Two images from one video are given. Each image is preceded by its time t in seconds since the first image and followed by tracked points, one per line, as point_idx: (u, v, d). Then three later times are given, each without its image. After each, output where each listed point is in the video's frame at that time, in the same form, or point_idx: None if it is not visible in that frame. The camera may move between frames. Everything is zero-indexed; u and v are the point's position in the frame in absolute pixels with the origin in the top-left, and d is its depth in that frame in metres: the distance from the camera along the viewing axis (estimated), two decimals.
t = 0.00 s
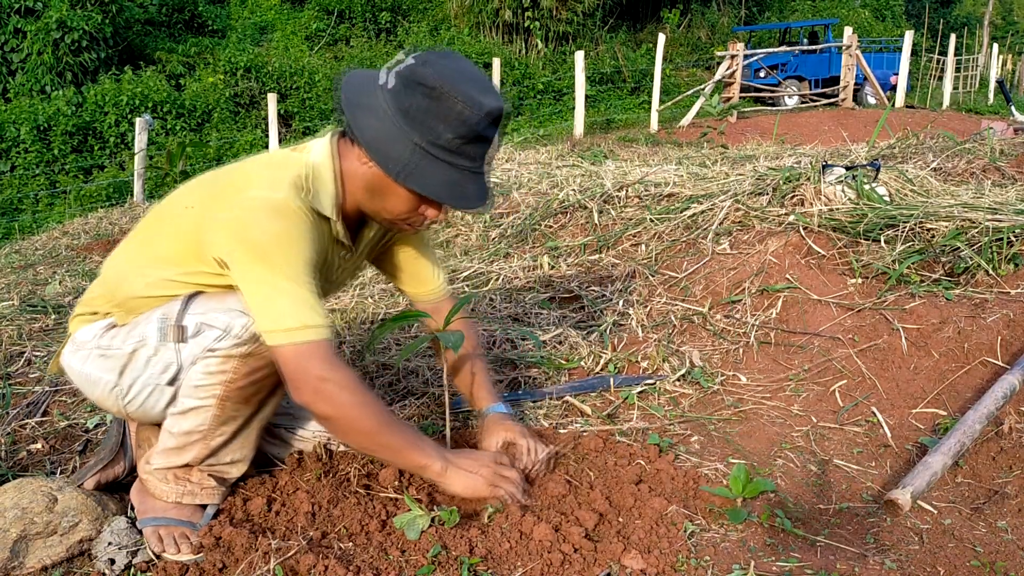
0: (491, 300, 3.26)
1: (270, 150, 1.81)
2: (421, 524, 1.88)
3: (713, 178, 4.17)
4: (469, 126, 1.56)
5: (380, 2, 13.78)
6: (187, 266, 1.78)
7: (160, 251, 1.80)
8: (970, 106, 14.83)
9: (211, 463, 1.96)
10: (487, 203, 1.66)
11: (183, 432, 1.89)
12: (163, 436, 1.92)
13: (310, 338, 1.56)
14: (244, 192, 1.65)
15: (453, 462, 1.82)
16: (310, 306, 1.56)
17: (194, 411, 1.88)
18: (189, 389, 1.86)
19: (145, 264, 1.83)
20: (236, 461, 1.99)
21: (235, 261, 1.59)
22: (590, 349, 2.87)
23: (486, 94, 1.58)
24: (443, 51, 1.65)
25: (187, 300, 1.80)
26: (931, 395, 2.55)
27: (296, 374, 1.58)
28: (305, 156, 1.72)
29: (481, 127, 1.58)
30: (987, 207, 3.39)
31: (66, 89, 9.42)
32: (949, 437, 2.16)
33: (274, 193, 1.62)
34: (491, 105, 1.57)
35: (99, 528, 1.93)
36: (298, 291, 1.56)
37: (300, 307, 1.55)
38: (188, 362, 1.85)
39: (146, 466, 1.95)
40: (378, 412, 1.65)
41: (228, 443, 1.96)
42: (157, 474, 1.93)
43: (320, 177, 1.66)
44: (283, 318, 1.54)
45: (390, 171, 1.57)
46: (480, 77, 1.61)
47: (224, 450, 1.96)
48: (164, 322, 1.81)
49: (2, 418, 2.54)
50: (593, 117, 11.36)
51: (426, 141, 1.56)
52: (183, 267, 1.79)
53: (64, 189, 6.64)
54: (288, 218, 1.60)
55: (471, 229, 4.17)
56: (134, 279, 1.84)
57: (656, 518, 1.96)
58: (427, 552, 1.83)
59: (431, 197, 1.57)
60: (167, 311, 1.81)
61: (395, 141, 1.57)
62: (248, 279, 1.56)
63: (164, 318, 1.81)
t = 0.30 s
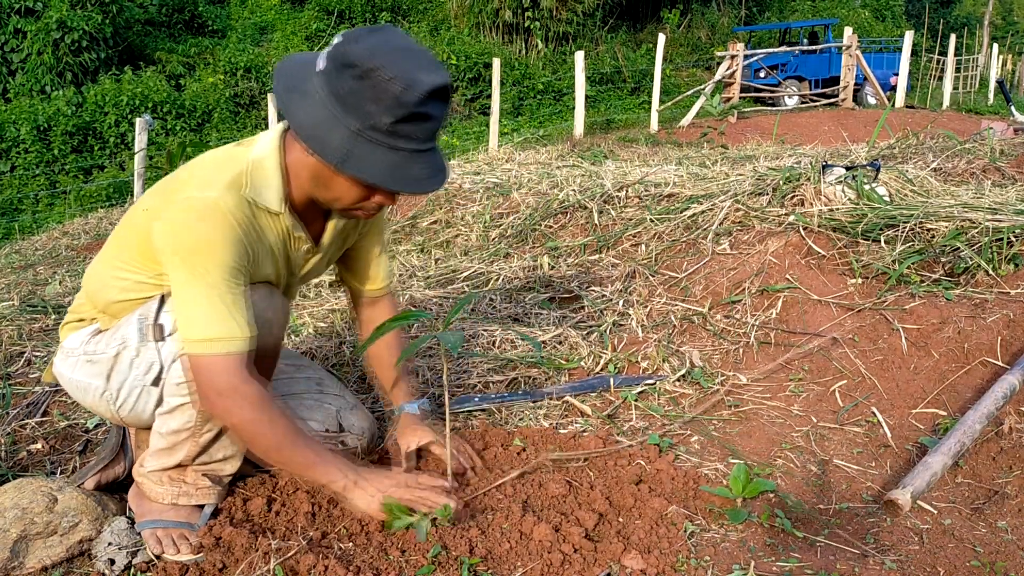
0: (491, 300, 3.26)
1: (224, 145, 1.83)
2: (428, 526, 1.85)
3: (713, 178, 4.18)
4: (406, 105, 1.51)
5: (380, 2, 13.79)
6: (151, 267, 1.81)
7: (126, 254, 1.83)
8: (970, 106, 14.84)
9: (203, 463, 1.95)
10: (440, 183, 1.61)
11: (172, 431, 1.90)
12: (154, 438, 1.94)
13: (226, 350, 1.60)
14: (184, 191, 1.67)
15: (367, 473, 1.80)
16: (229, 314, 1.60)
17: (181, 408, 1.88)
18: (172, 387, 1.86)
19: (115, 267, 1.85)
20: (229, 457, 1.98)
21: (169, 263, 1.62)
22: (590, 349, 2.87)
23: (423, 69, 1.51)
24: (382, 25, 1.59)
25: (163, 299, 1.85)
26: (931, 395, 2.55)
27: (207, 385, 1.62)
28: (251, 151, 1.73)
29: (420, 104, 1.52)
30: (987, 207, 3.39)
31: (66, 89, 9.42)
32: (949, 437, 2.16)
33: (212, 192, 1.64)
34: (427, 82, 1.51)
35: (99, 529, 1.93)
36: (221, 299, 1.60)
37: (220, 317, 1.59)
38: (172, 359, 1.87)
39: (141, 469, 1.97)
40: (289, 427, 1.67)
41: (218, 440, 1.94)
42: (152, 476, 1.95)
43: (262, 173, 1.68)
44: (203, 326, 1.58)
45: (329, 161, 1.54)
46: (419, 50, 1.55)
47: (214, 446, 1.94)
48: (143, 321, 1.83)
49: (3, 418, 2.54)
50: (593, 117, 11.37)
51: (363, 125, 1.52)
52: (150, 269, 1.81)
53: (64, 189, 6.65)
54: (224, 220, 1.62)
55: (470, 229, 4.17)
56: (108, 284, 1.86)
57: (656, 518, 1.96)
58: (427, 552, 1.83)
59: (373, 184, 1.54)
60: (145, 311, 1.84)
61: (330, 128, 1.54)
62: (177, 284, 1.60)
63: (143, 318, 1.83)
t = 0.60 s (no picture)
0: (490, 300, 3.26)
1: (214, 150, 1.83)
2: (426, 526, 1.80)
3: (713, 178, 4.17)
4: (391, 118, 1.51)
5: (380, 2, 13.79)
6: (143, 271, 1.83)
7: (119, 258, 1.84)
8: (970, 106, 14.84)
9: (201, 465, 1.95)
10: (427, 193, 1.61)
11: (169, 434, 1.89)
12: (151, 440, 1.94)
13: (221, 364, 1.63)
14: (168, 201, 1.68)
15: (364, 483, 1.90)
16: (221, 330, 1.63)
17: (177, 412, 1.88)
18: (168, 390, 1.86)
19: (111, 272, 1.86)
20: (227, 459, 1.97)
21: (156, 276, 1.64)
22: (590, 349, 2.87)
23: (407, 80, 1.51)
24: (363, 33, 1.58)
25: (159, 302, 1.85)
26: (931, 395, 2.55)
27: (210, 400, 1.66)
28: (235, 159, 1.73)
29: (406, 116, 1.52)
30: (987, 207, 3.39)
31: (66, 89, 9.41)
32: (949, 436, 2.16)
33: (196, 203, 1.65)
34: (412, 93, 1.51)
35: (99, 528, 1.93)
36: (210, 314, 1.63)
37: (210, 333, 1.62)
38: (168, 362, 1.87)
39: (138, 472, 1.97)
40: (290, 438, 1.73)
41: (216, 442, 1.94)
42: (149, 478, 1.95)
43: (246, 183, 1.69)
44: (199, 342, 1.62)
45: (313, 175, 1.54)
46: (403, 60, 1.54)
47: (212, 449, 1.94)
48: (138, 325, 1.84)
49: (2, 418, 2.54)
50: (593, 116, 11.37)
51: (348, 140, 1.52)
52: (144, 274, 1.83)
53: (64, 188, 6.65)
54: (208, 234, 1.63)
55: (470, 229, 4.17)
56: (104, 287, 1.88)
57: (656, 518, 1.96)
58: (427, 552, 1.83)
59: (360, 199, 1.54)
60: (141, 315, 1.85)
61: (315, 142, 1.53)
62: (164, 298, 1.62)
63: (139, 321, 1.84)
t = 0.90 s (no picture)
0: (491, 301, 3.26)
1: (201, 148, 1.83)
2: (424, 524, 1.81)
3: (713, 178, 4.18)
4: (402, 100, 1.51)
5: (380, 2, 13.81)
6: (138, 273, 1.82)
7: (113, 261, 1.84)
8: (970, 106, 14.85)
9: (201, 464, 1.95)
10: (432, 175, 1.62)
11: (167, 433, 1.90)
12: (149, 440, 1.94)
13: (226, 356, 1.63)
14: (159, 200, 1.67)
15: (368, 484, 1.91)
16: (222, 323, 1.63)
17: (175, 412, 1.88)
18: (165, 390, 1.87)
19: (105, 275, 1.86)
20: (226, 457, 1.98)
21: (153, 275, 1.64)
22: (590, 349, 2.87)
23: (416, 62, 1.52)
24: (364, 20, 1.58)
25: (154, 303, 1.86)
26: (931, 395, 2.55)
27: (218, 395, 1.67)
28: (225, 154, 1.73)
29: (416, 98, 1.53)
30: (987, 207, 3.39)
31: (66, 89, 9.41)
32: (949, 437, 2.16)
33: (188, 200, 1.64)
34: (422, 75, 1.51)
35: (99, 529, 1.93)
36: (210, 308, 1.62)
37: (211, 327, 1.62)
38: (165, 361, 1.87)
39: (138, 472, 1.96)
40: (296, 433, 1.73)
41: (214, 441, 1.94)
42: (149, 478, 1.94)
43: (237, 177, 1.69)
44: (202, 337, 1.62)
45: (325, 160, 1.52)
46: (408, 44, 1.55)
47: (211, 448, 1.95)
48: (134, 326, 1.84)
49: (2, 418, 2.54)
50: (592, 117, 11.38)
51: (359, 124, 1.51)
52: (139, 276, 1.83)
53: (64, 188, 6.65)
54: (203, 229, 1.63)
55: (470, 229, 4.17)
56: (97, 291, 1.88)
57: (656, 519, 1.96)
58: (427, 552, 1.83)
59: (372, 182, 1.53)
60: (136, 316, 1.85)
61: (325, 127, 1.51)
62: (164, 297, 1.63)
63: (134, 322, 1.84)
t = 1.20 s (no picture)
0: (491, 301, 3.26)
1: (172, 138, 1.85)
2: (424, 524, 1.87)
3: (713, 178, 4.18)
4: (391, 48, 1.60)
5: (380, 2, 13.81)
6: (122, 272, 1.82)
7: (98, 262, 1.84)
8: (970, 106, 14.86)
9: (197, 463, 1.94)
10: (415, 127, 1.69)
11: (162, 432, 1.89)
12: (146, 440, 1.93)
13: (197, 343, 1.63)
14: (136, 186, 1.68)
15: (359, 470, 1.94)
16: (199, 304, 1.63)
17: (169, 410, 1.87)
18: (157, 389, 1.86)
19: (92, 278, 1.86)
20: (223, 455, 1.96)
21: (133, 260, 1.64)
22: (590, 349, 2.87)
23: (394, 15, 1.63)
24: None
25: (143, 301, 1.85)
26: (931, 395, 2.55)
27: (180, 381, 1.66)
28: (199, 139, 1.76)
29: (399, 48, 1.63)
30: (987, 207, 3.39)
31: (66, 89, 9.41)
32: (949, 436, 2.16)
33: (167, 182, 1.66)
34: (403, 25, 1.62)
35: (99, 529, 1.93)
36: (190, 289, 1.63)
37: (190, 309, 1.62)
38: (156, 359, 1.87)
39: (137, 472, 1.96)
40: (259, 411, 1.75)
41: (209, 438, 1.92)
42: (147, 478, 1.94)
43: (214, 159, 1.72)
44: (173, 320, 1.61)
45: (325, 110, 1.54)
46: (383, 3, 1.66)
47: (207, 445, 1.93)
48: (123, 328, 1.83)
49: (2, 418, 2.54)
50: (592, 117, 11.38)
51: (353, 73, 1.57)
52: (123, 275, 1.82)
53: (65, 189, 6.66)
54: (182, 208, 1.64)
55: (470, 229, 4.17)
56: (87, 296, 1.89)
57: (656, 519, 1.96)
58: (427, 552, 1.83)
59: (374, 127, 1.57)
60: (125, 317, 1.84)
61: (323, 79, 1.55)
62: (143, 281, 1.63)
63: (123, 324, 1.83)
